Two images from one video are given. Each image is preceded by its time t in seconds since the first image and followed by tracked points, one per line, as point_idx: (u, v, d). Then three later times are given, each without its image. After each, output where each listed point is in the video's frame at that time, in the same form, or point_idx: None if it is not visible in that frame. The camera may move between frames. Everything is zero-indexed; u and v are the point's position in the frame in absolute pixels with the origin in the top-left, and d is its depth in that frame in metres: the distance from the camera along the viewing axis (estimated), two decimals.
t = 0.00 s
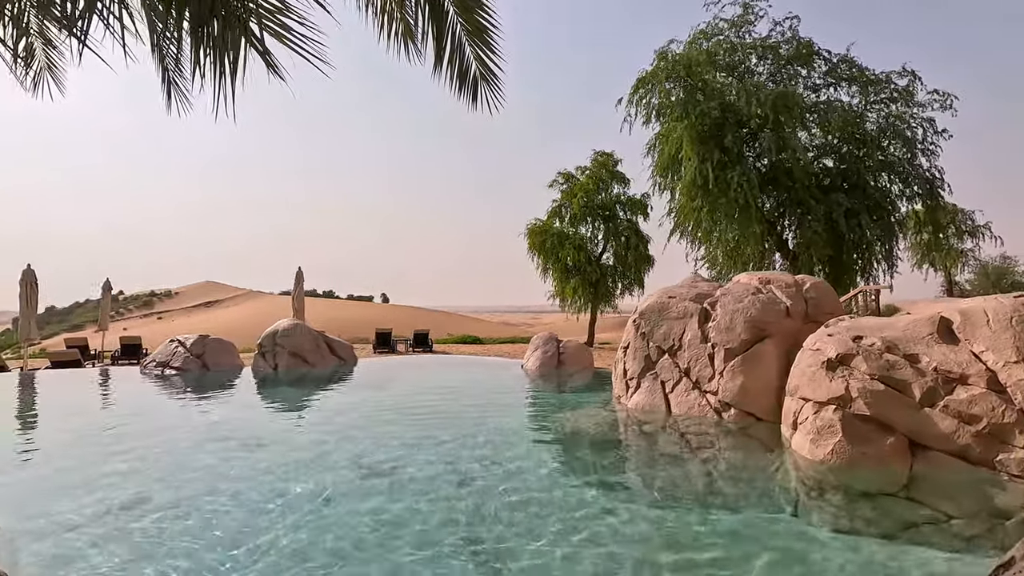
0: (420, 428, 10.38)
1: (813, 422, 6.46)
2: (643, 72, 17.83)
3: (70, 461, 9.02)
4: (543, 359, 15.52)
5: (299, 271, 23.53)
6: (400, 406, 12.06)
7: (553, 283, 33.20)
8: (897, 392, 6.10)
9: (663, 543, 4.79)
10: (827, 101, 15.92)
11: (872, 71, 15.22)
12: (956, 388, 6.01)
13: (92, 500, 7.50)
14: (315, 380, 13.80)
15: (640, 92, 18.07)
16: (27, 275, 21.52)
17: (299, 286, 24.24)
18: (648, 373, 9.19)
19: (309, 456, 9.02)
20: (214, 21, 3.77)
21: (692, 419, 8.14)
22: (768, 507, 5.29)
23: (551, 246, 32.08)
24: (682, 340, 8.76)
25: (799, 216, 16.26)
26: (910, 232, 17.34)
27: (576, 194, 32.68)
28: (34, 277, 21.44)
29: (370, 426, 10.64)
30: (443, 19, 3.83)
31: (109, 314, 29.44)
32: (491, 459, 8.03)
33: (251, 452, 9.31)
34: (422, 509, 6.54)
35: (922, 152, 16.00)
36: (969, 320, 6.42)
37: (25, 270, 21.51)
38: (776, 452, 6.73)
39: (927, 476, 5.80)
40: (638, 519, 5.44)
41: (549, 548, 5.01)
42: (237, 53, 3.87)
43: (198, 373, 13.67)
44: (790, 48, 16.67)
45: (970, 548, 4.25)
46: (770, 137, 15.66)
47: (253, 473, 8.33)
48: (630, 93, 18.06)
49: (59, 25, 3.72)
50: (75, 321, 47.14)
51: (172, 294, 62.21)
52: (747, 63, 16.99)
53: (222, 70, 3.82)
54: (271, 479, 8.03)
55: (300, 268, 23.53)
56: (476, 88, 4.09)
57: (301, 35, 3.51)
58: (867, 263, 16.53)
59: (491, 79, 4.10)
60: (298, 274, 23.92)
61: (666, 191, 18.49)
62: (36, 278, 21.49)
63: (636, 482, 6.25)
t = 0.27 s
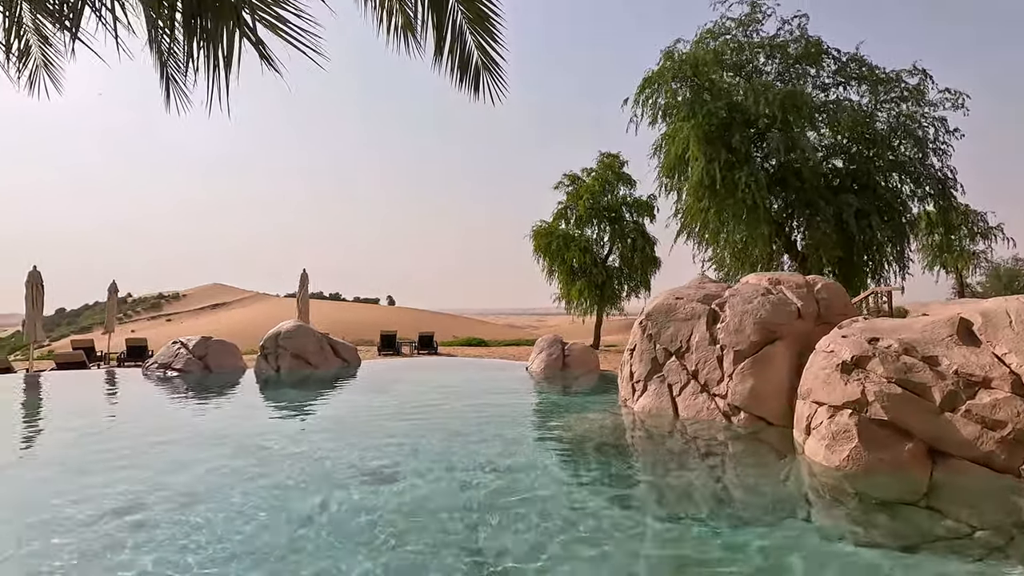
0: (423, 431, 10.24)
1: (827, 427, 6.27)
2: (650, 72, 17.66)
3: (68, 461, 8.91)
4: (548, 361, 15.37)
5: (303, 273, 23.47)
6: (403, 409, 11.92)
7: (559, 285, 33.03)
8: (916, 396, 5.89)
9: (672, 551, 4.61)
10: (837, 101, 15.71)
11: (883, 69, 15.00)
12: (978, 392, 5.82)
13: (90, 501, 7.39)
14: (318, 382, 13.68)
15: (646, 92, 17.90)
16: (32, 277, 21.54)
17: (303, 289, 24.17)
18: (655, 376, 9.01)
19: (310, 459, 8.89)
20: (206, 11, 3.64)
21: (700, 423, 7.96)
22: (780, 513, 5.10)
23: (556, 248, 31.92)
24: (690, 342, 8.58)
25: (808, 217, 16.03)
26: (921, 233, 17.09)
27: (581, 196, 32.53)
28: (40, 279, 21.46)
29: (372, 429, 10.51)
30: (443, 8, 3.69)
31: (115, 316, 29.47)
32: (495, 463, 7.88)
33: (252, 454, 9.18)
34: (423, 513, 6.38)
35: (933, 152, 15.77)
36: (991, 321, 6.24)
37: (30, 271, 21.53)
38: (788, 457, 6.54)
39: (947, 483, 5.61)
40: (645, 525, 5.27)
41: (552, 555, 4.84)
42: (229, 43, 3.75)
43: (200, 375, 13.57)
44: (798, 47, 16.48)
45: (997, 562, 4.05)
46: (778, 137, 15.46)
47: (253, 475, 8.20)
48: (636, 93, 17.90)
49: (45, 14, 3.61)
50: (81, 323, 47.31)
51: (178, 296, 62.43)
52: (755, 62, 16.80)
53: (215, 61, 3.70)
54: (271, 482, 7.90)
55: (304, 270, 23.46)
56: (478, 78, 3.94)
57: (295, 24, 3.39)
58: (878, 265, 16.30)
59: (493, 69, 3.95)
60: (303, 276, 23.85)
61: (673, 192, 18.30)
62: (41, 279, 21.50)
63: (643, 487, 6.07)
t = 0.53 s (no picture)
0: (427, 430, 10.06)
1: (848, 427, 6.06)
2: (657, 67, 17.42)
3: (66, 459, 8.78)
4: (554, 360, 15.18)
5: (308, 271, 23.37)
6: (407, 407, 11.75)
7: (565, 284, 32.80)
8: (943, 395, 5.65)
9: (684, 556, 4.40)
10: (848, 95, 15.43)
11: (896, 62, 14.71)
12: (1009, 390, 5.50)
13: (87, 498, 7.25)
14: (320, 380, 13.53)
15: (653, 87, 17.66)
16: (37, 275, 21.51)
17: (308, 287, 24.06)
18: (664, 373, 8.78)
19: (311, 457, 8.73)
20: None
21: (712, 422, 7.73)
22: (797, 517, 4.88)
23: (562, 246, 31.69)
24: (700, 339, 8.35)
25: (819, 213, 15.75)
26: (935, 230, 16.77)
27: (588, 194, 32.29)
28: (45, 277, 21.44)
29: (375, 427, 10.34)
30: None
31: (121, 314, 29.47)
32: (500, 462, 7.69)
33: (253, 452, 9.03)
34: (426, 514, 6.19)
35: (948, 147, 15.46)
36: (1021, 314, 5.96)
37: (35, 269, 21.51)
38: (805, 459, 6.31)
39: (976, 486, 5.37)
40: (655, 526, 5.07)
41: (558, 559, 4.63)
42: (219, 22, 3.58)
43: (202, 372, 13.45)
44: (809, 41, 16.20)
45: None
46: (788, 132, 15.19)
47: (253, 474, 8.05)
48: (643, 89, 17.66)
49: None
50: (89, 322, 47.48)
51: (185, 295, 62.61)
52: (765, 56, 16.53)
53: (202, 40, 3.52)
54: (271, 480, 7.73)
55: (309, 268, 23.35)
56: (480, 57, 3.74)
57: None
58: (890, 262, 16.01)
59: (496, 47, 3.75)
60: (307, 274, 23.73)
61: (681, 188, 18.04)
62: (46, 277, 21.48)
63: (653, 489, 5.86)
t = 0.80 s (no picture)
0: (431, 431, 9.87)
1: (873, 432, 5.79)
2: (667, 62, 17.12)
3: (67, 459, 8.66)
4: (561, 359, 14.95)
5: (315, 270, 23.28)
6: (412, 408, 11.57)
7: (573, 283, 32.54)
8: (974, 399, 5.36)
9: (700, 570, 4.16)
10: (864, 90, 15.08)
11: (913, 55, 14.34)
12: None
13: (86, 498, 7.13)
14: (325, 380, 13.38)
15: (663, 82, 17.37)
16: (45, 274, 21.54)
17: (315, 286, 23.97)
18: (675, 374, 8.52)
19: (314, 458, 8.56)
20: None
21: (725, 426, 7.48)
22: (819, 529, 4.63)
23: (571, 245, 31.42)
24: (713, 338, 8.09)
25: (834, 211, 15.41)
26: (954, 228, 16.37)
27: (596, 192, 32.02)
28: (53, 276, 21.45)
29: (379, 428, 10.17)
30: None
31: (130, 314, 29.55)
32: (505, 465, 7.48)
33: (255, 452, 8.88)
34: (430, 519, 5.99)
35: (967, 142, 15.07)
36: None
37: (44, 268, 21.54)
38: (825, 465, 6.04)
39: (1011, 497, 5.10)
40: (666, 534, 4.85)
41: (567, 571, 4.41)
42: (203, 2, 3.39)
43: (206, 372, 13.33)
44: (823, 34, 15.85)
45: None
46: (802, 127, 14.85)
47: (254, 474, 7.89)
48: (653, 84, 17.37)
49: None
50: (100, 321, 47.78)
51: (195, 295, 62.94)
52: (777, 50, 16.20)
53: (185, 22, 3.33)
54: (272, 481, 7.57)
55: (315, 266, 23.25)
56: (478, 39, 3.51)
57: None
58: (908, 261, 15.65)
59: (494, 28, 3.52)
60: (314, 274, 23.64)
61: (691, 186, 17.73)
62: (55, 276, 21.50)
63: (666, 496, 5.62)
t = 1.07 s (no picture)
0: (437, 437, 9.69)
1: (897, 443, 5.53)
2: (678, 62, 16.90)
3: (70, 461, 8.58)
4: (569, 364, 14.73)
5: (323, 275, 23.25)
6: (418, 413, 11.40)
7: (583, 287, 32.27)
8: (1008, 408, 5.08)
9: None
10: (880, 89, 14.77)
11: (931, 52, 14.01)
12: None
13: (85, 503, 7.02)
14: (331, 385, 13.25)
15: (674, 83, 17.14)
16: (58, 278, 21.63)
17: (324, 290, 23.92)
18: (687, 381, 8.28)
19: (316, 464, 8.41)
20: None
21: (740, 434, 7.22)
22: (841, 546, 4.39)
23: (581, 249, 31.18)
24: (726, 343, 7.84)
25: (850, 213, 15.08)
26: (975, 230, 15.97)
27: (607, 196, 31.78)
28: (65, 280, 21.55)
29: (384, 434, 10.00)
30: None
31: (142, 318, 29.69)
32: (510, 473, 7.28)
33: (257, 457, 8.75)
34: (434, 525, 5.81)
35: (988, 141, 14.71)
36: None
37: (56, 272, 21.64)
38: (846, 477, 5.78)
39: None
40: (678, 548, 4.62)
41: None
42: None
43: (212, 376, 13.26)
44: (837, 33, 15.56)
45: None
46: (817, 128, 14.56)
47: (255, 479, 7.75)
48: (663, 85, 17.15)
49: None
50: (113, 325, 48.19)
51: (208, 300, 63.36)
52: (791, 50, 15.93)
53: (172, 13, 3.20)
54: (273, 487, 7.42)
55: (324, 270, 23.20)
56: (473, 30, 3.34)
57: None
58: (927, 263, 15.29)
59: (490, 17, 3.35)
60: (323, 278, 23.59)
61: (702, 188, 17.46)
62: (66, 280, 21.60)
63: (677, 507, 5.40)
